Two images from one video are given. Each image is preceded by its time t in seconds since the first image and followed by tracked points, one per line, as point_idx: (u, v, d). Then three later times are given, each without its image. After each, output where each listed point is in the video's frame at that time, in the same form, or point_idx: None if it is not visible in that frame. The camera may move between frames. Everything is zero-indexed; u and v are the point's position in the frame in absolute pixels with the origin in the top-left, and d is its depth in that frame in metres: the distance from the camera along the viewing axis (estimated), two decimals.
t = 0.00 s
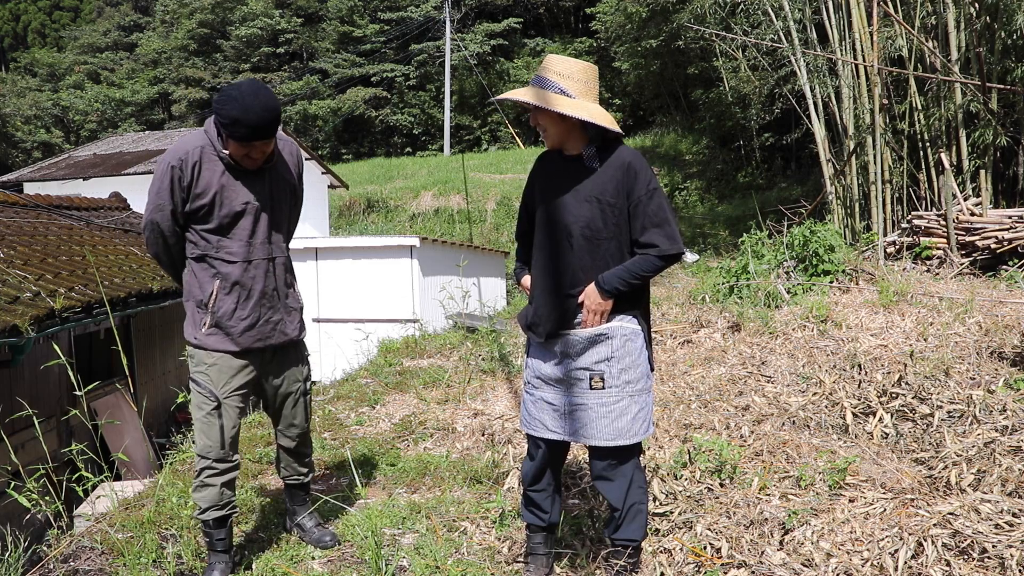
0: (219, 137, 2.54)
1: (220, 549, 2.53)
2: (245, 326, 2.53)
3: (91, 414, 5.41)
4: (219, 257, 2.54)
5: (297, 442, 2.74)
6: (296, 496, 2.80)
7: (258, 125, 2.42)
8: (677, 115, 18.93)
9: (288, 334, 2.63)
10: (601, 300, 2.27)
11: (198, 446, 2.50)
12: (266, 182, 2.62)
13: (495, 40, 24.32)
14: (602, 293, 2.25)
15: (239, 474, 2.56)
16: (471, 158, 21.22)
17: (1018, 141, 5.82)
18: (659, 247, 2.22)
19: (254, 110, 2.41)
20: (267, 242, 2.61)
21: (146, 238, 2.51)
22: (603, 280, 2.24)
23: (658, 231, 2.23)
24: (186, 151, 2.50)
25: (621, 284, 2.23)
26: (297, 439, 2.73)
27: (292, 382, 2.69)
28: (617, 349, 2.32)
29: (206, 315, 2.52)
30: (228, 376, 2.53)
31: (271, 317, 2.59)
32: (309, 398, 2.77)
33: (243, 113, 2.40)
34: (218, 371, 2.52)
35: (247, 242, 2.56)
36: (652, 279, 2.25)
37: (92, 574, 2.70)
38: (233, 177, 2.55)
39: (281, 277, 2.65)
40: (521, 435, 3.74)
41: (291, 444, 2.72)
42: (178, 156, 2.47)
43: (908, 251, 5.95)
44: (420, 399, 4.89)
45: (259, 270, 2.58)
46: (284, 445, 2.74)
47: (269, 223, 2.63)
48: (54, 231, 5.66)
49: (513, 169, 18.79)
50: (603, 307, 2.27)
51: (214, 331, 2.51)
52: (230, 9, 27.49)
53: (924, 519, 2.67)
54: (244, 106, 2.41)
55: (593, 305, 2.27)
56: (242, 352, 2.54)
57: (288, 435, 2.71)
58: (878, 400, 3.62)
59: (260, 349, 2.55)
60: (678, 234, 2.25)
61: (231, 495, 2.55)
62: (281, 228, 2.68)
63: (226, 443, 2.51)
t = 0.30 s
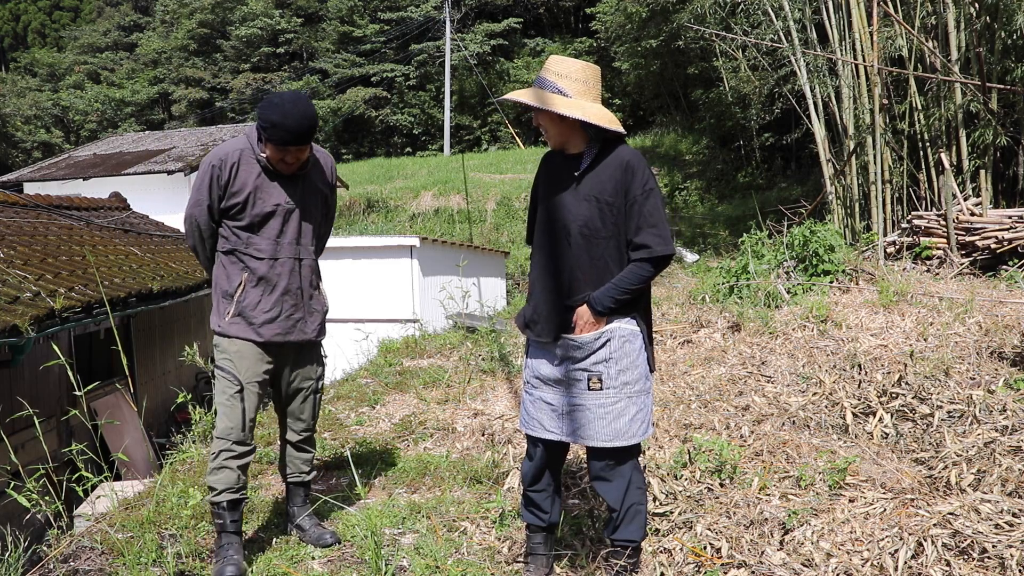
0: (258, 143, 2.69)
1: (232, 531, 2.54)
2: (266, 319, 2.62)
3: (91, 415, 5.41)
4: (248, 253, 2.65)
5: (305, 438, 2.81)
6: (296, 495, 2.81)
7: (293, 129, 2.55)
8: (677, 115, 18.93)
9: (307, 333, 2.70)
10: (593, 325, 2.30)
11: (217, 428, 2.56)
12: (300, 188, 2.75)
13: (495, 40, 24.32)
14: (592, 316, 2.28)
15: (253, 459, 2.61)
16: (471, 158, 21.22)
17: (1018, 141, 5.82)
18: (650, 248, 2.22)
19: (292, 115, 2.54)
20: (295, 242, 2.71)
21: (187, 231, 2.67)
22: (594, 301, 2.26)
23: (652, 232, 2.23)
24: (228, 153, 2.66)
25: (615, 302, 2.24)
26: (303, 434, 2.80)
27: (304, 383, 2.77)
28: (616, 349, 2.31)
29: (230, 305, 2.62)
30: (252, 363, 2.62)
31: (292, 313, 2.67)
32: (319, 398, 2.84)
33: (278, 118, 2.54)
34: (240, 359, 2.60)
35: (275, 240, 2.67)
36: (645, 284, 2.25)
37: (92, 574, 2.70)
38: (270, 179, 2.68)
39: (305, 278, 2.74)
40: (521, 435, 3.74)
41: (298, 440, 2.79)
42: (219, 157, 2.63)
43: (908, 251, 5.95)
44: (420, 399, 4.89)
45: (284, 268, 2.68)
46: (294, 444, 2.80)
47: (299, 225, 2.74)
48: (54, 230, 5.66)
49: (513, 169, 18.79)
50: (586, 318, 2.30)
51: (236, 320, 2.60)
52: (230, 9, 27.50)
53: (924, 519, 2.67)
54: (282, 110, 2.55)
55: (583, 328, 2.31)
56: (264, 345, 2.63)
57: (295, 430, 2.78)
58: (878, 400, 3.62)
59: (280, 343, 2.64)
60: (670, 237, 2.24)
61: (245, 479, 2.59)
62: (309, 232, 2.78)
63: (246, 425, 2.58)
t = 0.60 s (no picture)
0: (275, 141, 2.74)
1: (250, 511, 2.64)
2: (255, 309, 2.64)
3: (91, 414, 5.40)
4: (247, 243, 2.69)
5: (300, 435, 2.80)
6: (295, 494, 2.81)
7: (306, 127, 2.57)
8: (676, 115, 18.93)
9: (295, 330, 2.69)
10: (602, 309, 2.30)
11: (227, 413, 2.61)
12: (308, 189, 2.76)
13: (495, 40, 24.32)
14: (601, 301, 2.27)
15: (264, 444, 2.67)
16: (471, 158, 21.21)
17: (1018, 141, 5.82)
18: (649, 238, 2.20)
19: (306, 111, 2.56)
20: (293, 240, 2.71)
21: (202, 215, 2.76)
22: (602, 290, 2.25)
23: (649, 221, 2.21)
24: (245, 144, 2.73)
25: (621, 288, 2.23)
26: (297, 431, 2.78)
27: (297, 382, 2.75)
28: (614, 349, 2.31)
29: (225, 290, 2.67)
30: (253, 349, 2.65)
31: (283, 309, 2.68)
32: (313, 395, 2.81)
33: (290, 113, 2.56)
34: (240, 345, 2.64)
35: (274, 235, 2.69)
36: (652, 272, 2.24)
37: (92, 574, 2.70)
38: (280, 174, 2.72)
39: (301, 276, 2.72)
40: (521, 435, 3.74)
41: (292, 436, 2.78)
42: (235, 147, 2.70)
43: (908, 251, 5.95)
44: (420, 399, 4.89)
45: (279, 264, 2.68)
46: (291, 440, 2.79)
47: (301, 224, 2.74)
48: (54, 230, 5.66)
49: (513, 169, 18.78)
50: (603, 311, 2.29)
51: (230, 306, 2.65)
52: (230, 9, 27.51)
53: (924, 519, 2.67)
54: (296, 106, 2.57)
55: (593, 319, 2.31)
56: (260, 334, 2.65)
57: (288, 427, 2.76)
58: (878, 400, 3.62)
59: (271, 335, 2.65)
60: (671, 228, 2.21)
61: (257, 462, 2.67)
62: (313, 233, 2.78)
63: (255, 410, 2.64)
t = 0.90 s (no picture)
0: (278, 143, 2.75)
1: (205, 505, 2.62)
2: (249, 306, 2.66)
3: (91, 414, 5.40)
4: (246, 242, 2.70)
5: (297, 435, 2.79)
6: (294, 494, 2.81)
7: (305, 131, 2.56)
8: (676, 115, 18.93)
9: (287, 330, 2.69)
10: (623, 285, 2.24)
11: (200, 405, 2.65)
12: (309, 192, 2.76)
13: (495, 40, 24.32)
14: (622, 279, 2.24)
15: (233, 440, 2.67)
16: (471, 158, 21.21)
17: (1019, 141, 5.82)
18: (666, 228, 2.24)
19: (304, 117, 2.55)
20: (291, 241, 2.71)
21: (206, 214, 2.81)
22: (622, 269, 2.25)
23: (664, 210, 2.24)
24: (249, 146, 2.75)
25: (647, 269, 2.23)
26: (291, 431, 2.77)
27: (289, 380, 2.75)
28: (611, 351, 2.30)
29: (220, 286, 2.70)
30: (234, 345, 2.66)
31: (275, 308, 2.68)
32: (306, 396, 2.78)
33: (291, 117, 2.55)
34: (223, 340, 2.66)
35: (273, 235, 2.70)
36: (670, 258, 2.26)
37: (92, 574, 2.70)
38: (281, 176, 2.72)
39: (297, 277, 2.73)
40: (521, 435, 3.74)
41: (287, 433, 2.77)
42: (239, 149, 2.72)
43: (908, 251, 5.95)
44: (420, 399, 4.89)
45: (275, 263, 2.69)
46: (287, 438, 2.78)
47: (299, 226, 2.74)
48: (54, 230, 5.66)
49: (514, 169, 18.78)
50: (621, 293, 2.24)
51: (223, 302, 2.68)
52: (230, 9, 27.52)
53: (924, 519, 2.67)
54: (295, 110, 2.56)
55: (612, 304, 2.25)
56: (248, 331, 2.67)
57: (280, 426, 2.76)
58: (878, 400, 3.62)
59: (259, 334, 2.66)
60: (685, 215, 2.25)
61: (224, 457, 2.67)
62: (310, 235, 2.76)
63: (224, 405, 2.65)
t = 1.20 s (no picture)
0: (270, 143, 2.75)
1: (187, 505, 2.64)
2: (235, 306, 2.66)
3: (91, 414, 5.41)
4: (233, 242, 2.71)
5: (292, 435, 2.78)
6: (293, 494, 2.80)
7: (289, 130, 2.55)
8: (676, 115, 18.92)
9: (273, 330, 2.68)
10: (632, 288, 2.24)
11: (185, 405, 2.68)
12: (298, 191, 2.74)
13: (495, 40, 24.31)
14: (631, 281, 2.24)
15: (215, 440, 2.68)
16: (471, 158, 21.21)
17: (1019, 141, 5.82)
18: (669, 222, 2.23)
19: (289, 115, 2.54)
20: (278, 242, 2.70)
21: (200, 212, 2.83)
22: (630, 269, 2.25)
23: (667, 205, 2.24)
24: (239, 145, 2.75)
25: (651, 268, 2.23)
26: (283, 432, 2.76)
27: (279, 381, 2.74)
28: (610, 350, 2.30)
29: (208, 286, 2.71)
30: (218, 345, 2.67)
31: (261, 309, 2.68)
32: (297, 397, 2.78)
33: (279, 114, 2.55)
34: (208, 341, 2.67)
35: (260, 235, 2.69)
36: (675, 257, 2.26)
37: (92, 574, 2.70)
38: (269, 176, 2.72)
39: (284, 277, 2.71)
40: (521, 435, 3.74)
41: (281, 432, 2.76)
42: (230, 148, 2.73)
43: (908, 251, 5.95)
44: (420, 399, 4.89)
45: (261, 263, 2.68)
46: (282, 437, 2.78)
47: (287, 225, 2.72)
48: (53, 230, 5.65)
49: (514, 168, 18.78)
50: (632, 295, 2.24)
51: (210, 302, 2.69)
52: (230, 9, 27.51)
53: (924, 519, 2.67)
54: (281, 108, 2.56)
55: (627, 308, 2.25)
56: (233, 332, 2.68)
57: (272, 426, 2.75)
58: (878, 400, 3.62)
59: (243, 334, 2.66)
60: (685, 210, 2.25)
61: (207, 457, 2.68)
62: (299, 235, 2.75)
63: (207, 405, 2.66)
